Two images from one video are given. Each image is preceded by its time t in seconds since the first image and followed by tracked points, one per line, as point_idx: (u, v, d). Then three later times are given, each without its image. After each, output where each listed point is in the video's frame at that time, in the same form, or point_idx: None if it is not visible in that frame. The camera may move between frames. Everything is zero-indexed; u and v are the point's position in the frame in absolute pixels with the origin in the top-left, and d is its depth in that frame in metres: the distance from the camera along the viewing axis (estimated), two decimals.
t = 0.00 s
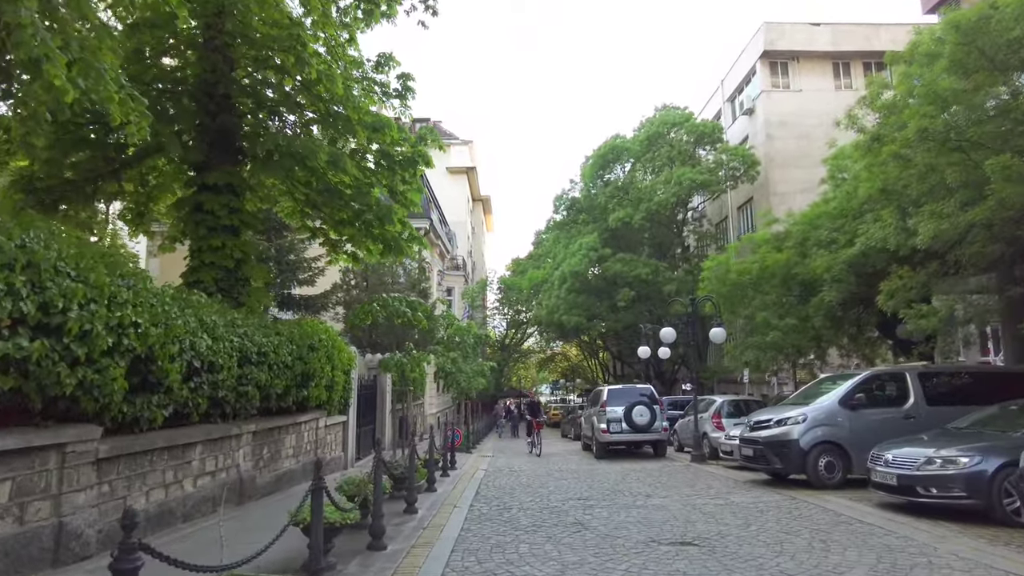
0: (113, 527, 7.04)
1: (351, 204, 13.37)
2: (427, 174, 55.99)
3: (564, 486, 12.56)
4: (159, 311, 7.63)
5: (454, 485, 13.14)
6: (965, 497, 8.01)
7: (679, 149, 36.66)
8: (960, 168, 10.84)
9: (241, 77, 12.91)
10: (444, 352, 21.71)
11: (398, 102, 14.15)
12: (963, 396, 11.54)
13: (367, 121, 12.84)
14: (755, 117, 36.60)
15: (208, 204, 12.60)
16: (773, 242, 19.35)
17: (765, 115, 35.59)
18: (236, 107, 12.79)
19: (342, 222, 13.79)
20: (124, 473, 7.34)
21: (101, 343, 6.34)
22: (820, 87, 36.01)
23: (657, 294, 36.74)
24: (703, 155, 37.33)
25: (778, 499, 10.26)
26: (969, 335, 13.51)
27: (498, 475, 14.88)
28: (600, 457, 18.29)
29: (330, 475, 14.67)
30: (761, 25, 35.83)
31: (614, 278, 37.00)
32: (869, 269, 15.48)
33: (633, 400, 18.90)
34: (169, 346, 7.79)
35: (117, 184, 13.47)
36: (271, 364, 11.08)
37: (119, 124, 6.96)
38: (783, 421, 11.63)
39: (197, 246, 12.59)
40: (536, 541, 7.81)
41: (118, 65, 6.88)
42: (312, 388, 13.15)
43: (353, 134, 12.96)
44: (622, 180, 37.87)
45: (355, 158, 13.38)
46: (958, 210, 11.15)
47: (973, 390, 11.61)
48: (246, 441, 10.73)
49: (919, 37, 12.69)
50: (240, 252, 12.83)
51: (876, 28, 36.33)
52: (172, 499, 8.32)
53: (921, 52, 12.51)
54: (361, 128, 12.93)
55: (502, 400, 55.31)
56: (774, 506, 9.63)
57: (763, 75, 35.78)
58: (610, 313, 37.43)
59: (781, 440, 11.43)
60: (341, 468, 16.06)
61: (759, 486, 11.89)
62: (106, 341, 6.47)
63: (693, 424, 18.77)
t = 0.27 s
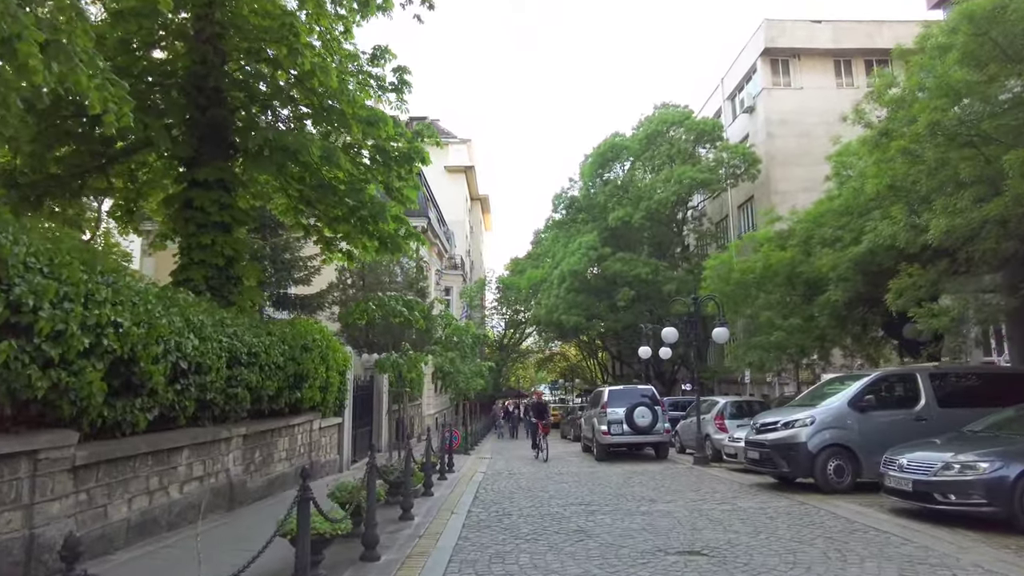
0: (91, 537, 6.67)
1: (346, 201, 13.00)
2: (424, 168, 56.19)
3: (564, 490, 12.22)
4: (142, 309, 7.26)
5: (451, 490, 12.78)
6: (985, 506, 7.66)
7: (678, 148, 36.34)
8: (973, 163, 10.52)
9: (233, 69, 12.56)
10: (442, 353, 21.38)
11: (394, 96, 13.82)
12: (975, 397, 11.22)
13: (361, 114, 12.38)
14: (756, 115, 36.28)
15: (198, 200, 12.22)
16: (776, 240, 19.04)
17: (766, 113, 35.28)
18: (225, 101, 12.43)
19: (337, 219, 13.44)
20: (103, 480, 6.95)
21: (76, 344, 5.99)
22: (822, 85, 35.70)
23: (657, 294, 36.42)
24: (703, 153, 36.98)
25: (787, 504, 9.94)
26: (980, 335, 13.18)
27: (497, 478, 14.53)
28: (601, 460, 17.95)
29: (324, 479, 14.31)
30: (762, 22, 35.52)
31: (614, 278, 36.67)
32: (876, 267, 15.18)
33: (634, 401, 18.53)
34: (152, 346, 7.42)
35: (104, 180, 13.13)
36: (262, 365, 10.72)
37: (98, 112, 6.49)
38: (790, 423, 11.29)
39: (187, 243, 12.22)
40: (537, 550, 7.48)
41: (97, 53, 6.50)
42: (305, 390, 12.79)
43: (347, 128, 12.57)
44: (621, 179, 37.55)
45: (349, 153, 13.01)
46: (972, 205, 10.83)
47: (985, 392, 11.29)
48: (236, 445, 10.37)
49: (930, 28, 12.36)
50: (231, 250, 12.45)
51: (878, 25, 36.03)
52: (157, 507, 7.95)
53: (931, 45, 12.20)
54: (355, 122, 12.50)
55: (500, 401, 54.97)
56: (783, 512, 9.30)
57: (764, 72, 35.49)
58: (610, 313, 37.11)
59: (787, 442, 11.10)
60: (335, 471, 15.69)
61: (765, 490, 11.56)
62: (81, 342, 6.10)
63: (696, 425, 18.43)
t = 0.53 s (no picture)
0: (68, 542, 6.32)
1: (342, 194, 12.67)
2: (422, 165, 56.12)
3: (566, 492, 11.89)
4: (125, 302, 6.92)
5: (450, 491, 12.43)
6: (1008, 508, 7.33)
7: (680, 145, 36.03)
8: (990, 154, 10.19)
9: (227, 60, 12.29)
10: (441, 351, 21.05)
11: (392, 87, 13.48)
12: (990, 397, 10.89)
13: (358, 103, 12.18)
14: (758, 112, 35.98)
15: (190, 191, 11.87)
16: (781, 237, 18.72)
17: (768, 111, 34.99)
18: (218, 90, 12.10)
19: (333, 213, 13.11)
20: (83, 481, 6.59)
21: (52, 337, 5.64)
22: (824, 82, 35.42)
23: (658, 293, 36.10)
24: (704, 150, 36.64)
25: (798, 506, 9.60)
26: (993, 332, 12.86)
27: (497, 479, 14.19)
28: (603, 460, 17.60)
29: (319, 479, 13.96)
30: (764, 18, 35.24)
31: (614, 276, 36.34)
32: (884, 263, 14.86)
33: (636, 401, 18.15)
34: (136, 341, 7.09)
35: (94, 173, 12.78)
36: (254, 362, 10.38)
37: (76, 92, 5.99)
38: (799, 422, 10.94)
39: (178, 237, 11.87)
40: (540, 555, 7.13)
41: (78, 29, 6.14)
42: (300, 388, 12.44)
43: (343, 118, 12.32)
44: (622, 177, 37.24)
45: (346, 146, 12.66)
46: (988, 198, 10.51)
47: (1000, 392, 10.95)
48: (228, 444, 10.02)
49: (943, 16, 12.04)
50: (224, 244, 12.13)
51: (880, 21, 35.76)
52: (142, 509, 7.60)
53: (945, 34, 11.88)
54: (351, 111, 12.24)
55: (499, 401, 54.65)
56: (795, 514, 8.97)
57: (766, 69, 35.21)
58: (610, 312, 36.79)
59: (796, 442, 10.77)
60: (331, 472, 15.34)
61: (774, 491, 11.22)
62: (56, 336, 5.76)
63: (699, 425, 18.08)
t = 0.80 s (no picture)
0: (40, 553, 5.95)
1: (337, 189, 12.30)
2: (421, 163, 55.99)
3: (567, 496, 11.56)
4: (105, 299, 6.57)
5: (447, 495, 12.08)
6: None
7: (680, 143, 35.71)
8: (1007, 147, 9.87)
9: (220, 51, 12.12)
10: (439, 351, 20.69)
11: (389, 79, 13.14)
12: (1004, 399, 10.58)
13: (353, 95, 11.99)
14: (760, 110, 35.65)
15: (180, 186, 11.51)
16: (785, 235, 18.41)
17: (770, 109, 34.67)
18: (209, 82, 11.75)
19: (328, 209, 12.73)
20: (58, 488, 6.22)
21: (21, 335, 5.29)
22: (826, 80, 35.11)
23: (658, 292, 35.77)
24: (704, 149, 36.27)
25: (807, 511, 9.27)
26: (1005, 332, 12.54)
27: (496, 483, 13.84)
28: (604, 463, 17.26)
29: (313, 483, 13.59)
30: (765, 15, 34.94)
31: (614, 275, 36.01)
32: (892, 262, 14.55)
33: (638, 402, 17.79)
34: (116, 340, 6.73)
35: (81, 167, 12.41)
36: (245, 361, 10.03)
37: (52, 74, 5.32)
38: (808, 425, 10.60)
39: (168, 233, 11.50)
40: (542, 565, 6.78)
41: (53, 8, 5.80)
42: (293, 389, 12.08)
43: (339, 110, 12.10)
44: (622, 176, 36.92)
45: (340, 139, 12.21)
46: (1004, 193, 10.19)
47: (1014, 393, 10.65)
48: (217, 448, 9.66)
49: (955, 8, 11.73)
50: (214, 240, 11.78)
51: (882, 19, 35.46)
52: (124, 517, 7.24)
53: (957, 25, 11.57)
54: (347, 103, 12.01)
55: (498, 401, 54.32)
56: (806, 520, 8.63)
57: (767, 66, 34.89)
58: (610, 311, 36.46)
59: (804, 444, 10.45)
60: (325, 474, 14.97)
61: (781, 496, 10.88)
62: (26, 334, 5.40)
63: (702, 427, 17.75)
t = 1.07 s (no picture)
0: (7, 560, 5.59)
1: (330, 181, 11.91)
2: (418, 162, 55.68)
3: (567, 497, 11.23)
4: (80, 290, 6.21)
5: (444, 497, 11.73)
6: None
7: (680, 141, 35.39)
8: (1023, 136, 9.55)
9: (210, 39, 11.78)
10: (436, 350, 20.34)
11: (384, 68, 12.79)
12: (1017, 397, 10.27)
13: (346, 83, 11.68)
14: (760, 107, 35.32)
15: (167, 177, 11.15)
16: (789, 232, 18.10)
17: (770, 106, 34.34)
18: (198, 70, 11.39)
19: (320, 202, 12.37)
20: (28, 491, 5.87)
21: None
22: (827, 77, 34.78)
23: (658, 291, 35.44)
24: (703, 147, 35.91)
25: (816, 513, 8.95)
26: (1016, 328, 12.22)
27: (493, 484, 13.51)
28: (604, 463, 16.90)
29: (306, 484, 13.22)
30: (766, 12, 34.62)
31: (613, 274, 35.67)
32: (898, 257, 14.23)
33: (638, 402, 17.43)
34: (92, 334, 6.37)
35: (67, 159, 12.05)
36: (233, 358, 9.67)
37: (15, 45, 4.86)
38: (815, 423, 10.27)
39: (154, 225, 11.13)
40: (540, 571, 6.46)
41: None
42: (285, 387, 11.72)
43: (332, 100, 11.82)
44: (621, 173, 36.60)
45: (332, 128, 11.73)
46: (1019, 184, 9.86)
47: None
48: (204, 448, 9.30)
49: None
50: (203, 233, 11.42)
51: (884, 15, 35.14)
52: (101, 520, 6.88)
53: (968, 13, 11.26)
54: (341, 91, 11.65)
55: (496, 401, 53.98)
56: (816, 523, 8.30)
57: (768, 63, 34.56)
58: (609, 310, 36.19)
59: (811, 443, 10.12)
60: (319, 475, 14.62)
61: (788, 497, 10.56)
62: None
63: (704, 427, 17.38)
